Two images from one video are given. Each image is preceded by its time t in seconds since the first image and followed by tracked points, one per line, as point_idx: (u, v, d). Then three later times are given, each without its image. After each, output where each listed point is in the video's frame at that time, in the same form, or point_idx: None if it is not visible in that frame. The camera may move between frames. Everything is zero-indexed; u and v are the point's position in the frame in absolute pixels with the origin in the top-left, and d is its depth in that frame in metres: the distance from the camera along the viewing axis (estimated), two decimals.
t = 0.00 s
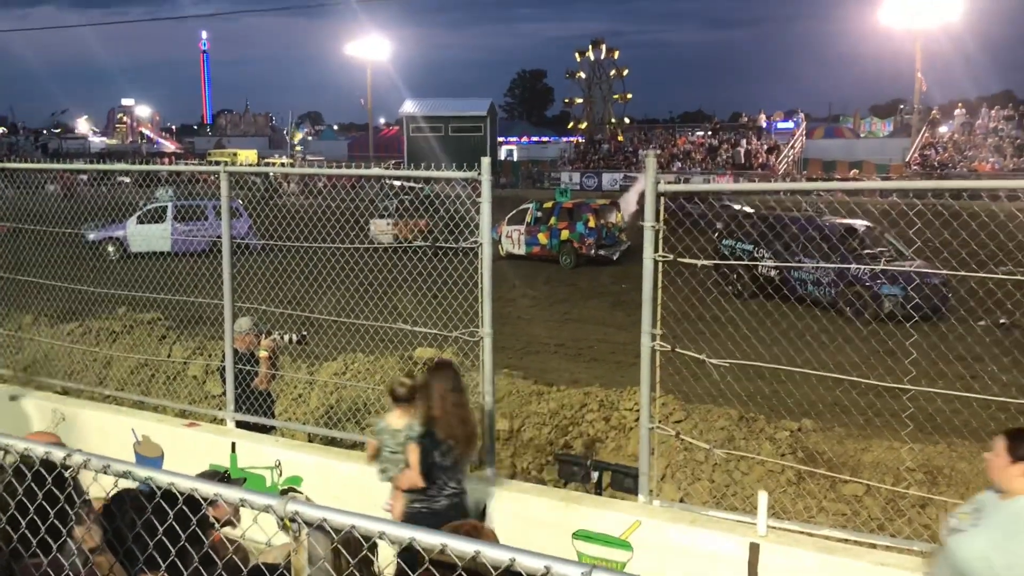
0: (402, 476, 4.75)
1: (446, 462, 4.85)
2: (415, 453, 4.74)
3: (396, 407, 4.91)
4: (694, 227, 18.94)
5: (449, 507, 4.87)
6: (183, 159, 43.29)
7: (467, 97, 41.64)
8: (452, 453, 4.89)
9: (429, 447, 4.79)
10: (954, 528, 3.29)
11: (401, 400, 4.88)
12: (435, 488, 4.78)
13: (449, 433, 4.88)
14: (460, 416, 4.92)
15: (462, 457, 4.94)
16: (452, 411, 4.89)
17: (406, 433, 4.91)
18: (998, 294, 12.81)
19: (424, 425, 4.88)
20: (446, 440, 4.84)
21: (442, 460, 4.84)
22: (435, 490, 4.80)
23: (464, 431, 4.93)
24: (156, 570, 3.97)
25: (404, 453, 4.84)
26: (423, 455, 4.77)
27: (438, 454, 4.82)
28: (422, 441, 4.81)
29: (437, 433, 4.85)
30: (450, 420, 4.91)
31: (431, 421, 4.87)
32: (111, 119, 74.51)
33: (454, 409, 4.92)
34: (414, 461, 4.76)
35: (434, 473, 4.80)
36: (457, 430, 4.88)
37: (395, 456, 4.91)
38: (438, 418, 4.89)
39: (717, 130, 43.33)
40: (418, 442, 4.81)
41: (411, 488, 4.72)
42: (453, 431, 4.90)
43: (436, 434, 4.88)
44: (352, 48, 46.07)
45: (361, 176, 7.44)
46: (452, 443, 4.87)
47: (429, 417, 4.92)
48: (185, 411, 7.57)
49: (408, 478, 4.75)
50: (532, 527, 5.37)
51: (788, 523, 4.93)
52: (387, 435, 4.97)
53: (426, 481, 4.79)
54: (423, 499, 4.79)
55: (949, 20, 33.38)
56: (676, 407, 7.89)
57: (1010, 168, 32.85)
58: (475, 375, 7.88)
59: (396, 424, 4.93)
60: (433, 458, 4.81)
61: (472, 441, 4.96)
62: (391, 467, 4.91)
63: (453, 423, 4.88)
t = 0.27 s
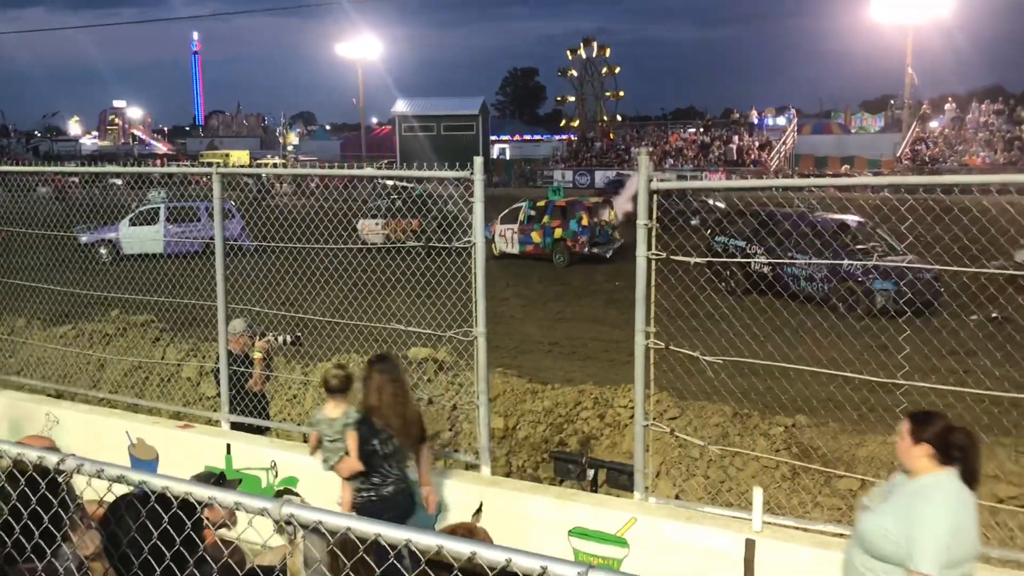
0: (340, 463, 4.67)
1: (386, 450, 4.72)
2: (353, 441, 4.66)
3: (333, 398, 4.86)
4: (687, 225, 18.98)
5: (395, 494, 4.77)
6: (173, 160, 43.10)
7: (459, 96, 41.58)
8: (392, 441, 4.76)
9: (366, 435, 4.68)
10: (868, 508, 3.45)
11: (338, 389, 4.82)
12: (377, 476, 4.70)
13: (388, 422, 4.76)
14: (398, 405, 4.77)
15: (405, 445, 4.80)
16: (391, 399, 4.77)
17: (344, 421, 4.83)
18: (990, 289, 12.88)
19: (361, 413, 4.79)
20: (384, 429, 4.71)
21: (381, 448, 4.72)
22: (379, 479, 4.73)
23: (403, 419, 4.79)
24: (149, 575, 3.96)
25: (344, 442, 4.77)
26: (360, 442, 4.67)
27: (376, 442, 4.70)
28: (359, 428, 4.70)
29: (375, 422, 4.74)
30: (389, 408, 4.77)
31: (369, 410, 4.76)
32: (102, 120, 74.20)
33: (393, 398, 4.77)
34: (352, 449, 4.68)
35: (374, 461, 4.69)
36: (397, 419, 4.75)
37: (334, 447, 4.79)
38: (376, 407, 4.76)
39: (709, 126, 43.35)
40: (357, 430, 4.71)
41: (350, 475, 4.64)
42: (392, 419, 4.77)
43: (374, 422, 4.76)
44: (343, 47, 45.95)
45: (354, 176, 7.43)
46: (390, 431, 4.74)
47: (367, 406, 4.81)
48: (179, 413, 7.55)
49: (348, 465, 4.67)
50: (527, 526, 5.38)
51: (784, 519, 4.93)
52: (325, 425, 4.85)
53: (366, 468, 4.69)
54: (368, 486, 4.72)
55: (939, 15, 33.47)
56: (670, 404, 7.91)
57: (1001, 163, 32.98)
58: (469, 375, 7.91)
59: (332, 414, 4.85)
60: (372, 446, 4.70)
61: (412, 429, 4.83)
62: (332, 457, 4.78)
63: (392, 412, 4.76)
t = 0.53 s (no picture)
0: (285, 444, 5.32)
1: (326, 430, 5.38)
2: (294, 424, 5.28)
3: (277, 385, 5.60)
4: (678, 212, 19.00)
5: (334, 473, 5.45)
6: (163, 150, 42.87)
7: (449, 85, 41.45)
8: (331, 422, 5.40)
9: (307, 417, 5.34)
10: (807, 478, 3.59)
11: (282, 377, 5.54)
12: (319, 455, 5.36)
13: (327, 404, 5.41)
14: (334, 388, 5.44)
15: (345, 426, 5.50)
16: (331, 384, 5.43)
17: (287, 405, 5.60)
18: (980, 274, 12.94)
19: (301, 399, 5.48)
20: (324, 412, 5.36)
21: (322, 429, 5.38)
22: (321, 458, 5.38)
23: (342, 402, 5.48)
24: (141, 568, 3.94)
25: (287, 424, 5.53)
26: (302, 424, 5.33)
27: (316, 423, 5.35)
28: (299, 411, 5.35)
29: (314, 405, 5.39)
30: (326, 392, 5.43)
31: (310, 394, 5.44)
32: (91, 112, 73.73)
33: (331, 382, 5.45)
34: (294, 432, 5.31)
35: (314, 442, 5.33)
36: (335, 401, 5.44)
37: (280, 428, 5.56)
38: (316, 391, 5.45)
39: (699, 114, 43.36)
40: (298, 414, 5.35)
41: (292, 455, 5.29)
42: (331, 403, 5.43)
43: (314, 404, 5.43)
44: (332, 37, 45.73)
45: (344, 165, 7.40)
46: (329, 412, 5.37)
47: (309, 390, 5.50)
48: (171, 405, 7.53)
49: (290, 446, 5.31)
50: (519, 514, 5.39)
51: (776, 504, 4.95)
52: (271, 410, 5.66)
53: (307, 449, 5.34)
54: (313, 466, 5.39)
55: None
56: (662, 392, 7.93)
57: (990, 147, 33.17)
58: (461, 364, 7.92)
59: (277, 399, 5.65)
60: (313, 427, 5.35)
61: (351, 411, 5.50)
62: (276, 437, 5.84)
63: (330, 396, 5.44)
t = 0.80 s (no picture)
0: (228, 426, 5.21)
1: (271, 414, 5.29)
2: (238, 406, 5.20)
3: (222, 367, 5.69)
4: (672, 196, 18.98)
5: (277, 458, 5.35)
6: (153, 136, 42.63)
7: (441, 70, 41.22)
8: (276, 406, 5.34)
9: (251, 401, 5.23)
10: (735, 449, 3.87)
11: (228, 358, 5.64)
12: (261, 439, 5.28)
13: (272, 387, 5.35)
14: (281, 371, 5.36)
15: (289, 411, 5.41)
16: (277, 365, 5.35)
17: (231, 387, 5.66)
18: (973, 255, 12.96)
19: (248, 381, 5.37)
20: (268, 394, 5.29)
21: (267, 412, 5.29)
22: (262, 442, 5.30)
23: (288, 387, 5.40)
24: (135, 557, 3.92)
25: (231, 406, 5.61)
26: (247, 408, 5.22)
27: (261, 407, 5.26)
28: (245, 394, 5.25)
29: (260, 388, 5.32)
30: (273, 376, 5.36)
31: (255, 377, 5.34)
32: (80, 99, 73.07)
33: (278, 364, 5.36)
34: (239, 415, 5.22)
35: (258, 425, 5.25)
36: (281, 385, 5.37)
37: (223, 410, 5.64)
38: (262, 375, 5.35)
39: (692, 97, 43.24)
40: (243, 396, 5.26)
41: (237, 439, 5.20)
42: (275, 387, 5.37)
43: (259, 388, 5.34)
44: (323, 21, 45.38)
45: (336, 151, 7.34)
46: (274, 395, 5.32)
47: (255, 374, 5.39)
48: (165, 393, 7.50)
49: (235, 429, 5.22)
50: (514, 499, 5.40)
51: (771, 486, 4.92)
52: (214, 392, 5.71)
53: (251, 432, 5.25)
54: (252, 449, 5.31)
55: None
56: (657, 375, 7.94)
57: (981, 130, 33.26)
58: (455, 349, 7.89)
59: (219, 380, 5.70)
60: (258, 411, 5.25)
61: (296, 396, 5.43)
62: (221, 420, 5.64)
63: (276, 380, 5.36)
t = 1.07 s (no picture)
0: (173, 407, 5.19)
1: (215, 396, 5.24)
2: (182, 387, 5.14)
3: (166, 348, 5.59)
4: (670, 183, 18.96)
5: (223, 438, 5.35)
6: (148, 127, 42.46)
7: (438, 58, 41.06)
8: (220, 387, 5.28)
9: (195, 382, 5.17)
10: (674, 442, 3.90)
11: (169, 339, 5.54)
12: (207, 420, 5.24)
13: (217, 369, 5.27)
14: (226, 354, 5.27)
15: (234, 393, 5.36)
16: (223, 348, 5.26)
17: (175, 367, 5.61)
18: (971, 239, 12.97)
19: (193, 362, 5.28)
20: (212, 376, 5.22)
21: (212, 394, 5.25)
22: (208, 422, 5.27)
23: (233, 369, 5.32)
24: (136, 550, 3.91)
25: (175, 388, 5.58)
26: (191, 389, 5.17)
27: (205, 388, 5.20)
28: (188, 375, 5.19)
29: (204, 370, 5.24)
30: (218, 359, 5.27)
31: (200, 359, 5.26)
32: (75, 91, 72.79)
33: (221, 347, 5.27)
34: (183, 396, 5.17)
35: (202, 406, 5.21)
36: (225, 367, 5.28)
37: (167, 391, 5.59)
38: (205, 357, 5.27)
39: (689, 83, 43.11)
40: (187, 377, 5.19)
41: (182, 421, 5.18)
42: (220, 368, 5.28)
43: (203, 370, 5.26)
44: (318, 10, 45.16)
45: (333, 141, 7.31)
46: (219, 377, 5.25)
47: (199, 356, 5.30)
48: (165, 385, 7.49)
49: (180, 410, 5.20)
50: (515, 487, 5.41)
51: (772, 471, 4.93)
52: (159, 372, 5.63)
53: (196, 413, 5.21)
54: (198, 428, 5.27)
55: None
56: (657, 362, 7.94)
57: (980, 113, 33.18)
58: (455, 338, 7.88)
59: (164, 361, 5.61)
60: (202, 392, 5.20)
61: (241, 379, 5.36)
62: (166, 401, 5.58)
63: (220, 362, 5.27)
